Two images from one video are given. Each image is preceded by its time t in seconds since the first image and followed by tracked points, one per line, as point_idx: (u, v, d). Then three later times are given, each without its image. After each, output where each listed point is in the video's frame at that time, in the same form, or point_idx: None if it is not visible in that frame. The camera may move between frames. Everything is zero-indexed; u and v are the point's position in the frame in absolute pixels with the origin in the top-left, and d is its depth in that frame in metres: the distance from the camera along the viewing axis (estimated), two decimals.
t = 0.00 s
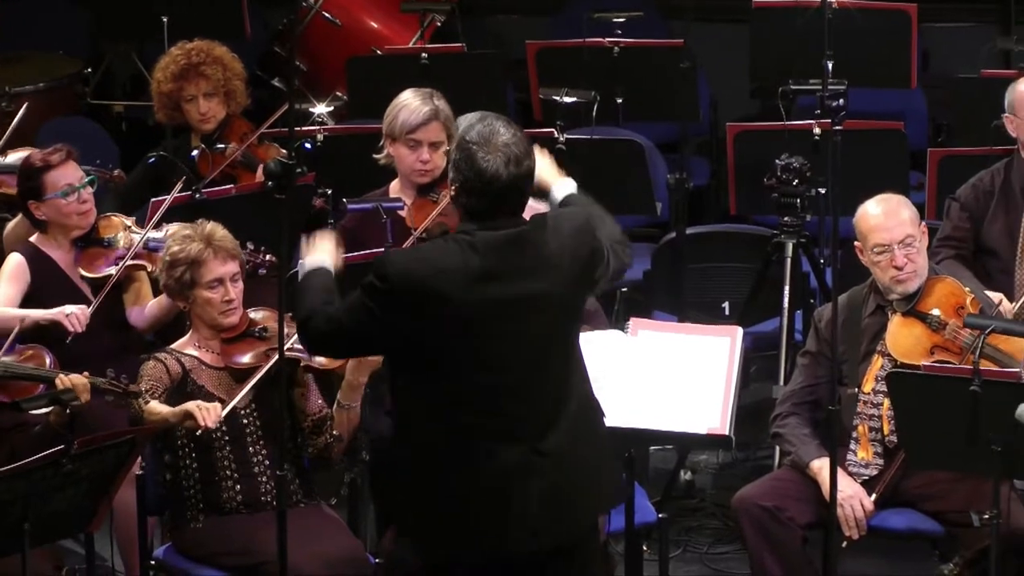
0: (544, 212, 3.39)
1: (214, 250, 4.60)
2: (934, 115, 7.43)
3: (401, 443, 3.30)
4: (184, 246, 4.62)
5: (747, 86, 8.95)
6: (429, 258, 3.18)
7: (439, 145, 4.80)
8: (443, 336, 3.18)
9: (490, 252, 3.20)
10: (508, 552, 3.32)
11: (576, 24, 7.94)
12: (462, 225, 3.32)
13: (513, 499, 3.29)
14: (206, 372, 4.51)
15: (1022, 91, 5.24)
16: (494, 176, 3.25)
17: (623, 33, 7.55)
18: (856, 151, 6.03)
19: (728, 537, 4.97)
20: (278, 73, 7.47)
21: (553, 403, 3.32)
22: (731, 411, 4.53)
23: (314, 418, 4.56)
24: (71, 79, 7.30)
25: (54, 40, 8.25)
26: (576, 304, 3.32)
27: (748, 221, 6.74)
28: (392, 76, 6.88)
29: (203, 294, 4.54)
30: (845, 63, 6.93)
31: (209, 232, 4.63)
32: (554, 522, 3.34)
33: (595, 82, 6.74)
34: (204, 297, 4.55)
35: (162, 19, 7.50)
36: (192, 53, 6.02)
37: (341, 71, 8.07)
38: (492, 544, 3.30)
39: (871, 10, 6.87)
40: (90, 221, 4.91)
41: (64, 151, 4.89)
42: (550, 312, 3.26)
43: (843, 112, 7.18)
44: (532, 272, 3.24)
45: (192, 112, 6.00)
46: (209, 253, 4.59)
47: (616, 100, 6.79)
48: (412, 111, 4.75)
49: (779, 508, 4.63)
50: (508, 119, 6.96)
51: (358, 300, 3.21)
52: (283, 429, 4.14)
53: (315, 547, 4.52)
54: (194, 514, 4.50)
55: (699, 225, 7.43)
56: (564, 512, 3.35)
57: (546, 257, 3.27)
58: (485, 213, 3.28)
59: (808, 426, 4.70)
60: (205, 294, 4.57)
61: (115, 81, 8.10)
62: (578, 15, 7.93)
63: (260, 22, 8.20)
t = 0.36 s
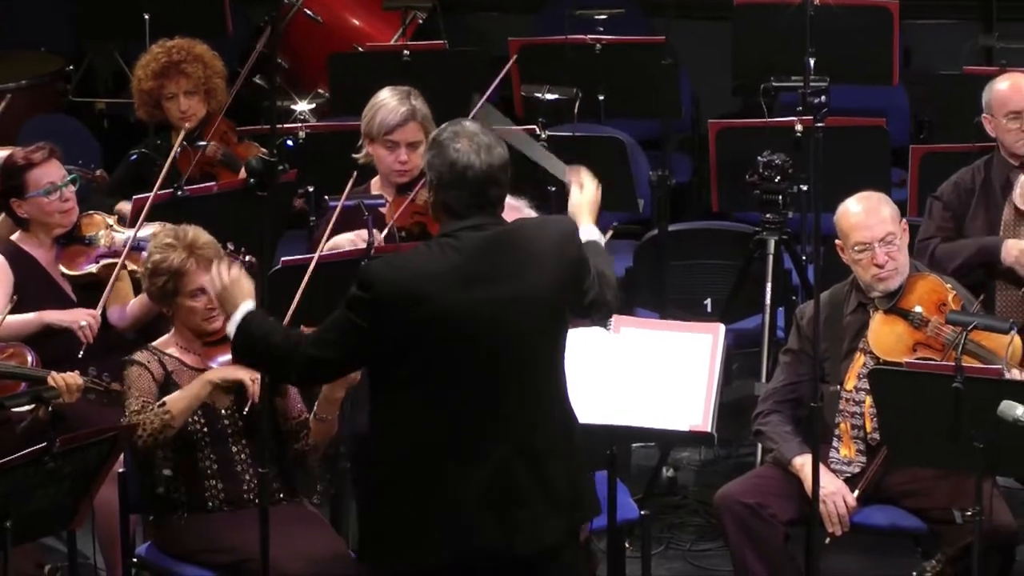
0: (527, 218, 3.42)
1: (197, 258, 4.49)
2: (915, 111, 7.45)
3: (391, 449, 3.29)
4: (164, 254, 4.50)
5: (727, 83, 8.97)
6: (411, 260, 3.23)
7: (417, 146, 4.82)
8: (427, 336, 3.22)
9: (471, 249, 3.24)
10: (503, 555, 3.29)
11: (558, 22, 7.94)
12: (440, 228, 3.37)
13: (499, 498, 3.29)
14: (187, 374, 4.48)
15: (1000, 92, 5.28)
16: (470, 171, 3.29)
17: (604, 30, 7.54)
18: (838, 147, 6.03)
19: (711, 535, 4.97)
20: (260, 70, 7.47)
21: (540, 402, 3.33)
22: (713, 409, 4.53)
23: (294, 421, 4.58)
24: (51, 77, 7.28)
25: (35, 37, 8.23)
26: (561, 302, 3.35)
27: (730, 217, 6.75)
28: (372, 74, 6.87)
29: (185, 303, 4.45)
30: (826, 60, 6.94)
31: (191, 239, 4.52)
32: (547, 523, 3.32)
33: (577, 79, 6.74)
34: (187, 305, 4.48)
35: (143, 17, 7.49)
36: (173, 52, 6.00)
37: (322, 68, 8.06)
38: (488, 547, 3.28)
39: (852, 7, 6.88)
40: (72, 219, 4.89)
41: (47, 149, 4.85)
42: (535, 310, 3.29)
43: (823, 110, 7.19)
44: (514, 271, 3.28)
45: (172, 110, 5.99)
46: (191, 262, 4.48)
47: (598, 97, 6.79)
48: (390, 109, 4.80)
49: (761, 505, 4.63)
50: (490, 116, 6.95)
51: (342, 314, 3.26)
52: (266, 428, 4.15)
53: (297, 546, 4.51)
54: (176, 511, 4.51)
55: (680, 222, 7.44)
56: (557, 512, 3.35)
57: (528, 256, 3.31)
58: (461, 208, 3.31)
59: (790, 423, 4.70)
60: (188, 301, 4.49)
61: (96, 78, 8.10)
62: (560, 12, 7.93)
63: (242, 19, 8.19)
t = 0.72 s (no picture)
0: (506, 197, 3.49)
1: (177, 255, 4.44)
2: (893, 101, 7.46)
3: (374, 426, 3.39)
4: (144, 250, 4.46)
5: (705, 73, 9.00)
6: (394, 240, 3.28)
7: (395, 137, 4.84)
8: (409, 317, 3.28)
9: (452, 229, 3.30)
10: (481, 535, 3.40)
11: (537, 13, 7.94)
12: (420, 206, 3.46)
13: (480, 476, 3.39)
14: (167, 365, 4.45)
15: (977, 81, 5.31)
16: (445, 150, 3.37)
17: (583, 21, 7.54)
18: (816, 136, 6.04)
19: (689, 523, 4.99)
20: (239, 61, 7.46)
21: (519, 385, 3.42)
22: (690, 398, 4.53)
23: (272, 412, 4.57)
24: (28, 68, 7.27)
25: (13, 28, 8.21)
26: (540, 283, 3.43)
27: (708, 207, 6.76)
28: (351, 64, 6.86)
29: (165, 300, 4.42)
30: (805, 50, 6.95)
31: (171, 234, 4.47)
32: (524, 504, 3.43)
33: (555, 69, 6.74)
34: (166, 300, 4.43)
35: (121, 8, 7.47)
36: (149, 43, 5.99)
37: (301, 59, 8.06)
38: (466, 527, 3.38)
39: None
40: (49, 210, 4.88)
41: (24, 140, 4.83)
42: (515, 292, 3.35)
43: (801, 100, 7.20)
44: (494, 252, 3.35)
45: (149, 102, 5.98)
46: (171, 259, 4.43)
47: (576, 87, 6.79)
48: (367, 102, 4.81)
49: (739, 494, 4.63)
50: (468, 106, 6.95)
51: (326, 290, 3.29)
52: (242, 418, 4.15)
53: (276, 535, 4.52)
54: (154, 501, 4.51)
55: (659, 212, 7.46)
56: (534, 492, 3.45)
57: (508, 237, 3.38)
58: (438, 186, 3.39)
59: (767, 413, 4.70)
60: (167, 296, 4.44)
61: (74, 69, 8.08)
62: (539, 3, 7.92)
63: (221, 10, 8.18)
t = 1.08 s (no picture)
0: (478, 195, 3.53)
1: (139, 240, 4.43)
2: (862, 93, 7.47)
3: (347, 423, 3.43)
4: (106, 238, 4.45)
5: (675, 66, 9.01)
6: (363, 236, 3.34)
7: (366, 128, 4.84)
8: (378, 313, 3.33)
9: (421, 224, 3.36)
10: (455, 529, 3.43)
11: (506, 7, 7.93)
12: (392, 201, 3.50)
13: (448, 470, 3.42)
14: (134, 358, 4.42)
15: (952, 70, 5.29)
16: (411, 142, 3.41)
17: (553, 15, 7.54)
18: (784, 129, 6.03)
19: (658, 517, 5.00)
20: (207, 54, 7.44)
21: (490, 380, 3.45)
22: (660, 389, 4.52)
23: (241, 402, 4.57)
24: None
25: None
26: (510, 278, 3.47)
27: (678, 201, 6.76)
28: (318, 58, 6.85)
29: (129, 285, 4.39)
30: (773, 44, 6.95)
31: (133, 221, 4.45)
32: (498, 499, 3.46)
33: (524, 62, 6.72)
34: (130, 287, 4.41)
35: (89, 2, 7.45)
36: (121, 36, 5.98)
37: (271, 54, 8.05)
38: (439, 521, 3.42)
39: None
40: (17, 203, 4.86)
41: None
42: (484, 288, 3.41)
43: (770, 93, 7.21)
44: (463, 248, 3.40)
45: (121, 95, 5.98)
46: (134, 243, 4.42)
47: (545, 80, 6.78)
48: (340, 92, 4.82)
49: (708, 488, 4.63)
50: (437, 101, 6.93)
51: (298, 292, 3.35)
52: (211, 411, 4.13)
53: (247, 529, 4.52)
54: (123, 495, 4.49)
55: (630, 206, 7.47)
56: (508, 488, 3.48)
57: (477, 233, 3.43)
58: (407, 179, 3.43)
59: (737, 407, 4.70)
60: (131, 283, 4.42)
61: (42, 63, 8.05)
62: None
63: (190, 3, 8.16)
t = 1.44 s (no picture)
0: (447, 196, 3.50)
1: (109, 237, 4.37)
2: (829, 92, 7.47)
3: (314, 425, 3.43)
4: (76, 234, 4.38)
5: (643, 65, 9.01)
6: (325, 239, 3.33)
7: (325, 121, 4.83)
8: (341, 316, 3.33)
9: (383, 225, 3.34)
10: (423, 531, 3.43)
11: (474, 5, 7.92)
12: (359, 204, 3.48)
13: (410, 474, 3.41)
14: (101, 360, 4.37)
15: (917, 69, 5.26)
16: (369, 143, 3.40)
17: (520, 14, 7.53)
18: (750, 128, 6.02)
19: (626, 517, 5.01)
20: (174, 53, 7.42)
21: (455, 382, 3.43)
22: (627, 390, 4.51)
23: (207, 407, 4.52)
24: None
25: None
26: (476, 279, 3.44)
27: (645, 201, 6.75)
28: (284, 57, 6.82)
29: (97, 283, 4.34)
30: (740, 43, 6.95)
31: (103, 219, 4.40)
32: (462, 505, 3.45)
33: (490, 61, 6.70)
34: (99, 284, 4.35)
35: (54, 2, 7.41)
36: (89, 31, 5.97)
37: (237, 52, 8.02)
38: (407, 524, 3.42)
39: None
40: None
41: None
42: (448, 289, 3.38)
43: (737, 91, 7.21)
44: (426, 249, 3.37)
45: (86, 90, 5.97)
46: (103, 241, 4.36)
47: (512, 80, 6.77)
48: (300, 89, 4.82)
49: (675, 488, 4.63)
50: (404, 100, 6.91)
51: (260, 299, 3.33)
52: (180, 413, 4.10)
53: (215, 529, 4.51)
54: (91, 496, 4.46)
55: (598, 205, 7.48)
56: (475, 489, 3.47)
57: (441, 234, 3.40)
58: (367, 181, 3.41)
59: (705, 407, 4.69)
60: (100, 281, 4.36)
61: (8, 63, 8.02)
62: None
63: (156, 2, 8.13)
